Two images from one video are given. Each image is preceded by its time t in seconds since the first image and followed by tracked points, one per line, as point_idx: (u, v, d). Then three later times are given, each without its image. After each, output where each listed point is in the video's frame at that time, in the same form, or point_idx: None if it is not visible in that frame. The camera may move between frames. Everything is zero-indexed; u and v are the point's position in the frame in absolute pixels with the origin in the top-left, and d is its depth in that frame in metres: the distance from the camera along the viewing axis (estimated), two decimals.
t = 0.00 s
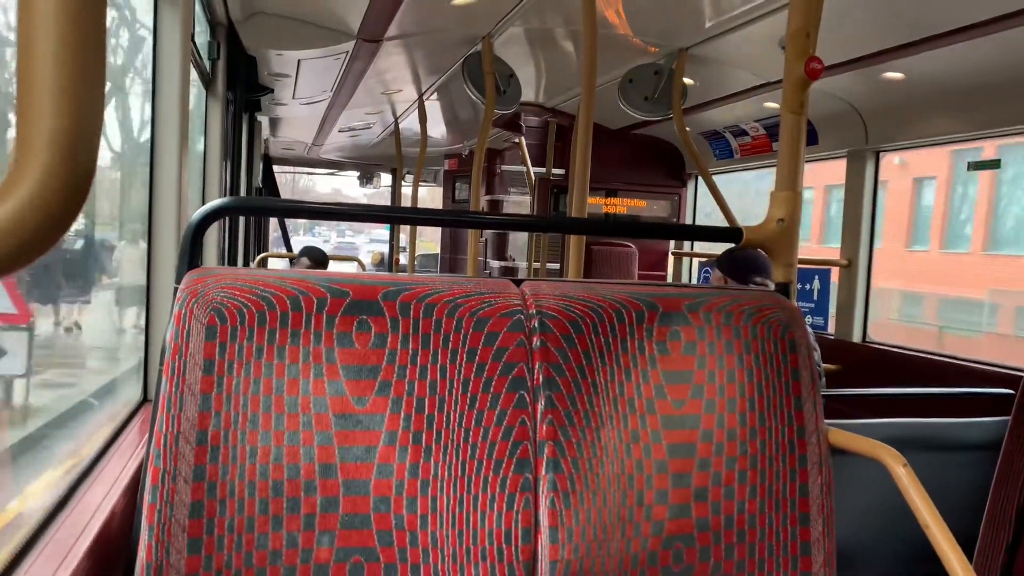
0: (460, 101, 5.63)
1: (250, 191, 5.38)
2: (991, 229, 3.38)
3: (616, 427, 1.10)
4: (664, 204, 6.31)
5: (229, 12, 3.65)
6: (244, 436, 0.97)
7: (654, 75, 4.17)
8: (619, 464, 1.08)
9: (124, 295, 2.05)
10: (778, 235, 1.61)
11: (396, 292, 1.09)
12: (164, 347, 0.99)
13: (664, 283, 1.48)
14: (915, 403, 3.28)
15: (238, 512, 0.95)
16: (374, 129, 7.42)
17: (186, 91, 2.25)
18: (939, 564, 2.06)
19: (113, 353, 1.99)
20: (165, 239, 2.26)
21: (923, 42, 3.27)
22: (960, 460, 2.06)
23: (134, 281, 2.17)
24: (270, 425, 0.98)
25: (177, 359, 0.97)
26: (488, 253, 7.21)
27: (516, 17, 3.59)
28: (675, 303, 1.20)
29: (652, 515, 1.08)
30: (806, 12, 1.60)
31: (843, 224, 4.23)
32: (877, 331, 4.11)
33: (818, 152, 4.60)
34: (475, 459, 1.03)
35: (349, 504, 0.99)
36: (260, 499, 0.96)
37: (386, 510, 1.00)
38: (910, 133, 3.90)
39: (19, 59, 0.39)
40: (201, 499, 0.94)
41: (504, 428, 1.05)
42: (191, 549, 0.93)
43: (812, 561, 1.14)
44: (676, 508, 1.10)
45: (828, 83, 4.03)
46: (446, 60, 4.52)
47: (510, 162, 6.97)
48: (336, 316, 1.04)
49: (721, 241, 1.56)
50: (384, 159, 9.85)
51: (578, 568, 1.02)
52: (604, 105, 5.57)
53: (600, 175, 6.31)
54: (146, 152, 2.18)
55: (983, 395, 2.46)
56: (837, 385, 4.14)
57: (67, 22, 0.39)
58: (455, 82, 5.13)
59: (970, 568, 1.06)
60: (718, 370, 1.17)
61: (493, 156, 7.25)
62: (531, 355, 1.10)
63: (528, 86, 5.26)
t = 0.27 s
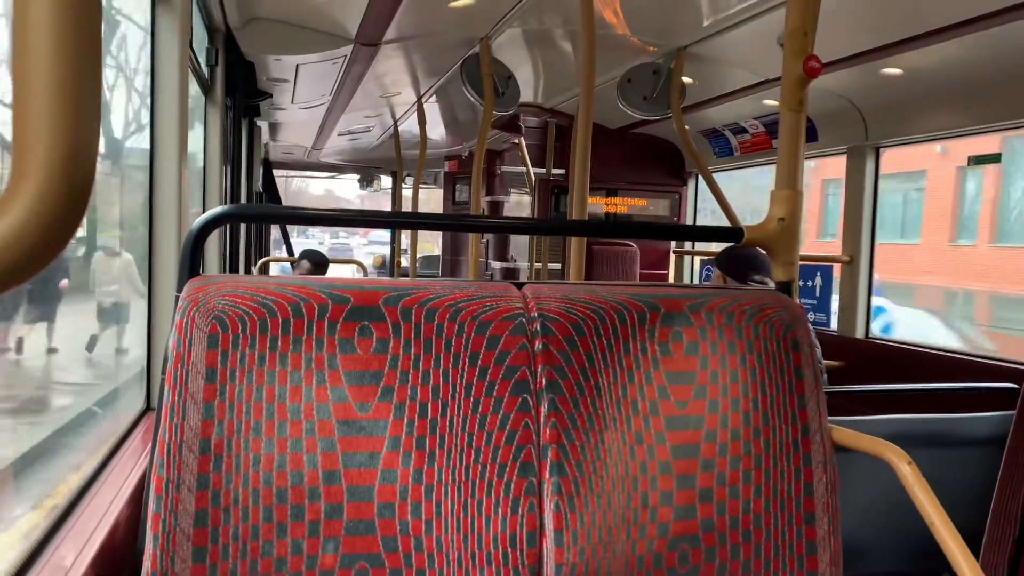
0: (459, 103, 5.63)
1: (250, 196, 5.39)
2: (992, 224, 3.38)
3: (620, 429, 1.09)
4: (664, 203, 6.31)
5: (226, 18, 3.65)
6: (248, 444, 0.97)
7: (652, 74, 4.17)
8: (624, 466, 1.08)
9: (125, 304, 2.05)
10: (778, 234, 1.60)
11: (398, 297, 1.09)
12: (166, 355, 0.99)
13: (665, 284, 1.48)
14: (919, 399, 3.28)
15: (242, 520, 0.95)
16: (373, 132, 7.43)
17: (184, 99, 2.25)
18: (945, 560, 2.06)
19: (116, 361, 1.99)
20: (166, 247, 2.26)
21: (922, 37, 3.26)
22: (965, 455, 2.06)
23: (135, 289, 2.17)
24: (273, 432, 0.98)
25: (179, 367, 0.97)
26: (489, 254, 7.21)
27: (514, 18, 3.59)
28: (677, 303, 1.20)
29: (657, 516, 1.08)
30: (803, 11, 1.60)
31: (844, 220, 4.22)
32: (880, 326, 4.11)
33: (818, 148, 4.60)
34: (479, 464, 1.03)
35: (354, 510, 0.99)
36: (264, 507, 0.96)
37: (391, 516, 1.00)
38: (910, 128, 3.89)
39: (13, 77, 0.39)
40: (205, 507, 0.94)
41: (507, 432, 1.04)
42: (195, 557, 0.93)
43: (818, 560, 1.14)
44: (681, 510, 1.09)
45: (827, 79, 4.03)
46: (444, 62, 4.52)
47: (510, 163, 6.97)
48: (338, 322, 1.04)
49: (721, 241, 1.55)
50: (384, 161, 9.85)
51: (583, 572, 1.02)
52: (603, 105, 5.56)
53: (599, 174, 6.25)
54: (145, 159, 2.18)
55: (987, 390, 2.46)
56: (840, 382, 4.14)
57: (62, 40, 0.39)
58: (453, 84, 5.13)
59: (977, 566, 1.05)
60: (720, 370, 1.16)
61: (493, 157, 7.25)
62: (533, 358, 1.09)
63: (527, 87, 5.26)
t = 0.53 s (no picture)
0: (458, 105, 5.63)
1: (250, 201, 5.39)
2: (994, 218, 3.37)
3: (623, 430, 1.10)
4: (665, 201, 6.31)
5: (224, 24, 3.65)
6: (252, 452, 0.97)
7: (651, 74, 4.17)
8: (627, 468, 1.08)
9: (127, 311, 2.05)
10: (779, 234, 1.60)
11: (399, 302, 1.09)
12: (168, 364, 0.99)
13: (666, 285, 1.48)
14: (923, 395, 3.27)
15: (247, 527, 0.95)
16: (372, 135, 7.44)
17: (182, 105, 2.25)
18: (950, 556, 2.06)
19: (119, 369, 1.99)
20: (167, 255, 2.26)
21: (920, 33, 3.26)
22: (968, 450, 2.05)
23: (137, 296, 2.17)
24: (276, 439, 0.98)
25: (181, 376, 0.97)
26: (491, 256, 7.22)
27: (512, 19, 3.58)
28: (678, 304, 1.20)
29: (661, 518, 1.08)
30: (801, 10, 1.60)
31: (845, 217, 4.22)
32: (882, 322, 4.10)
33: (818, 145, 4.59)
34: (482, 468, 1.03)
35: (358, 516, 0.99)
36: (269, 514, 0.96)
37: (395, 522, 1.00)
38: (909, 124, 3.89)
39: (12, 95, 0.39)
40: (210, 516, 0.94)
41: (510, 435, 1.05)
42: (200, 566, 0.93)
43: (822, 559, 1.14)
44: (686, 511, 1.09)
45: (826, 76, 4.02)
46: (442, 65, 4.52)
47: (509, 164, 6.97)
48: (339, 328, 1.04)
49: (721, 242, 1.55)
50: (384, 164, 9.86)
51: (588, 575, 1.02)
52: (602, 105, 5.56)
53: (599, 174, 6.25)
54: (145, 167, 2.19)
55: (989, 384, 2.45)
56: (843, 378, 4.14)
57: (59, 58, 0.39)
58: (451, 86, 5.13)
59: (982, 563, 1.05)
60: (722, 370, 1.16)
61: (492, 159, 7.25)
62: (535, 361, 1.09)
63: (525, 88, 5.26)
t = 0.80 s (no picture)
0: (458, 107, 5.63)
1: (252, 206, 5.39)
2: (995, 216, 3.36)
3: (626, 435, 1.10)
4: (665, 202, 6.30)
5: (224, 30, 3.65)
6: (256, 461, 0.97)
7: (650, 75, 4.17)
8: (631, 473, 1.08)
9: (130, 319, 2.05)
10: (780, 236, 1.60)
11: (401, 309, 1.09)
12: (172, 374, 0.99)
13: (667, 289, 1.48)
14: (927, 393, 3.27)
15: (252, 536, 0.95)
16: (373, 138, 7.44)
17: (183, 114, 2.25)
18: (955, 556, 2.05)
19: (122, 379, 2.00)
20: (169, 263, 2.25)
21: (919, 32, 3.25)
22: (973, 450, 2.05)
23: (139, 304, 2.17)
24: (279, 448, 0.99)
25: (185, 386, 0.98)
26: (492, 257, 7.22)
27: (511, 22, 3.59)
28: (680, 308, 1.20)
29: (666, 522, 1.08)
30: (799, 13, 1.60)
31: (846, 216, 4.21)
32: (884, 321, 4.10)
33: (818, 144, 4.58)
34: (486, 474, 1.03)
35: (362, 524, 0.99)
36: (273, 523, 0.96)
37: (400, 529, 1.00)
38: (909, 122, 3.88)
39: (14, 117, 0.39)
40: (215, 525, 0.95)
41: (513, 442, 1.05)
42: None
43: (828, 562, 1.13)
44: (690, 515, 1.09)
45: (825, 75, 4.02)
46: (442, 68, 4.52)
47: (510, 166, 6.97)
48: (342, 336, 1.04)
49: (722, 245, 1.55)
50: (385, 167, 9.86)
51: None
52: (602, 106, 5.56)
53: (599, 174, 6.26)
54: (146, 175, 2.19)
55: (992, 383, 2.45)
56: (846, 377, 4.13)
57: (60, 79, 0.39)
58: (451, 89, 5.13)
59: (987, 565, 1.05)
60: (725, 374, 1.16)
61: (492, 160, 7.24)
62: (538, 367, 1.10)
63: (525, 90, 5.25)
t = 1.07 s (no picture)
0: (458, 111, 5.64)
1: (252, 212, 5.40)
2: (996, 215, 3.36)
3: (629, 439, 1.09)
4: (666, 203, 6.31)
5: (222, 36, 3.66)
6: (257, 468, 0.97)
7: (649, 77, 4.17)
8: (633, 477, 1.08)
9: (131, 326, 2.05)
10: (780, 239, 1.60)
11: (402, 315, 1.09)
12: (173, 382, 0.99)
13: (668, 292, 1.48)
14: (930, 394, 3.26)
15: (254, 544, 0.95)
16: (372, 142, 7.45)
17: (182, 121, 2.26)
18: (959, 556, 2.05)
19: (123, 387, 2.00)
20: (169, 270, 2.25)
21: (918, 32, 3.25)
22: (976, 450, 2.04)
23: (140, 311, 2.17)
24: (281, 455, 0.98)
25: (186, 395, 0.98)
26: (493, 261, 7.22)
27: (509, 26, 3.59)
28: (681, 311, 1.20)
29: (669, 526, 1.07)
30: (797, 16, 1.60)
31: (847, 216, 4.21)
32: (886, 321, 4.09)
33: (818, 145, 4.58)
34: (488, 480, 1.03)
35: (364, 530, 0.99)
36: (275, 530, 0.96)
37: (402, 535, 1.00)
38: (909, 121, 3.88)
39: (11, 130, 0.39)
40: (217, 533, 0.94)
41: (515, 447, 1.05)
42: None
43: (832, 565, 1.13)
44: (693, 518, 1.09)
45: (824, 76, 4.02)
46: (441, 72, 4.53)
47: (510, 169, 6.97)
48: (342, 343, 1.04)
49: (723, 247, 1.55)
50: (385, 171, 9.88)
51: None
52: (601, 108, 5.56)
53: (598, 177, 6.28)
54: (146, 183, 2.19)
55: (995, 382, 2.45)
56: (848, 378, 4.13)
57: (56, 92, 0.40)
58: (451, 93, 5.14)
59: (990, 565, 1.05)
60: (727, 377, 1.16)
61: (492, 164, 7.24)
62: (539, 371, 1.10)
63: (525, 93, 5.26)
